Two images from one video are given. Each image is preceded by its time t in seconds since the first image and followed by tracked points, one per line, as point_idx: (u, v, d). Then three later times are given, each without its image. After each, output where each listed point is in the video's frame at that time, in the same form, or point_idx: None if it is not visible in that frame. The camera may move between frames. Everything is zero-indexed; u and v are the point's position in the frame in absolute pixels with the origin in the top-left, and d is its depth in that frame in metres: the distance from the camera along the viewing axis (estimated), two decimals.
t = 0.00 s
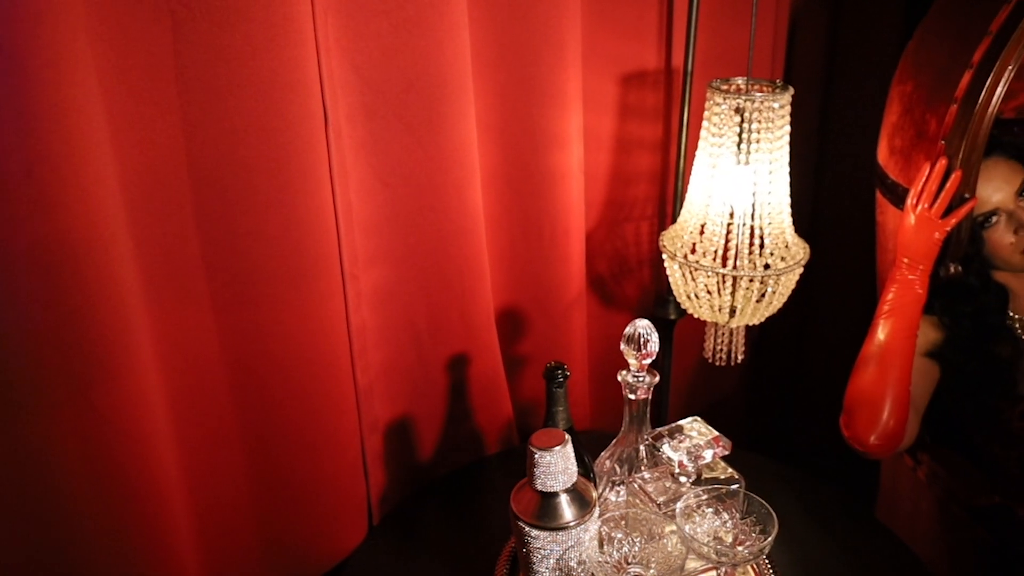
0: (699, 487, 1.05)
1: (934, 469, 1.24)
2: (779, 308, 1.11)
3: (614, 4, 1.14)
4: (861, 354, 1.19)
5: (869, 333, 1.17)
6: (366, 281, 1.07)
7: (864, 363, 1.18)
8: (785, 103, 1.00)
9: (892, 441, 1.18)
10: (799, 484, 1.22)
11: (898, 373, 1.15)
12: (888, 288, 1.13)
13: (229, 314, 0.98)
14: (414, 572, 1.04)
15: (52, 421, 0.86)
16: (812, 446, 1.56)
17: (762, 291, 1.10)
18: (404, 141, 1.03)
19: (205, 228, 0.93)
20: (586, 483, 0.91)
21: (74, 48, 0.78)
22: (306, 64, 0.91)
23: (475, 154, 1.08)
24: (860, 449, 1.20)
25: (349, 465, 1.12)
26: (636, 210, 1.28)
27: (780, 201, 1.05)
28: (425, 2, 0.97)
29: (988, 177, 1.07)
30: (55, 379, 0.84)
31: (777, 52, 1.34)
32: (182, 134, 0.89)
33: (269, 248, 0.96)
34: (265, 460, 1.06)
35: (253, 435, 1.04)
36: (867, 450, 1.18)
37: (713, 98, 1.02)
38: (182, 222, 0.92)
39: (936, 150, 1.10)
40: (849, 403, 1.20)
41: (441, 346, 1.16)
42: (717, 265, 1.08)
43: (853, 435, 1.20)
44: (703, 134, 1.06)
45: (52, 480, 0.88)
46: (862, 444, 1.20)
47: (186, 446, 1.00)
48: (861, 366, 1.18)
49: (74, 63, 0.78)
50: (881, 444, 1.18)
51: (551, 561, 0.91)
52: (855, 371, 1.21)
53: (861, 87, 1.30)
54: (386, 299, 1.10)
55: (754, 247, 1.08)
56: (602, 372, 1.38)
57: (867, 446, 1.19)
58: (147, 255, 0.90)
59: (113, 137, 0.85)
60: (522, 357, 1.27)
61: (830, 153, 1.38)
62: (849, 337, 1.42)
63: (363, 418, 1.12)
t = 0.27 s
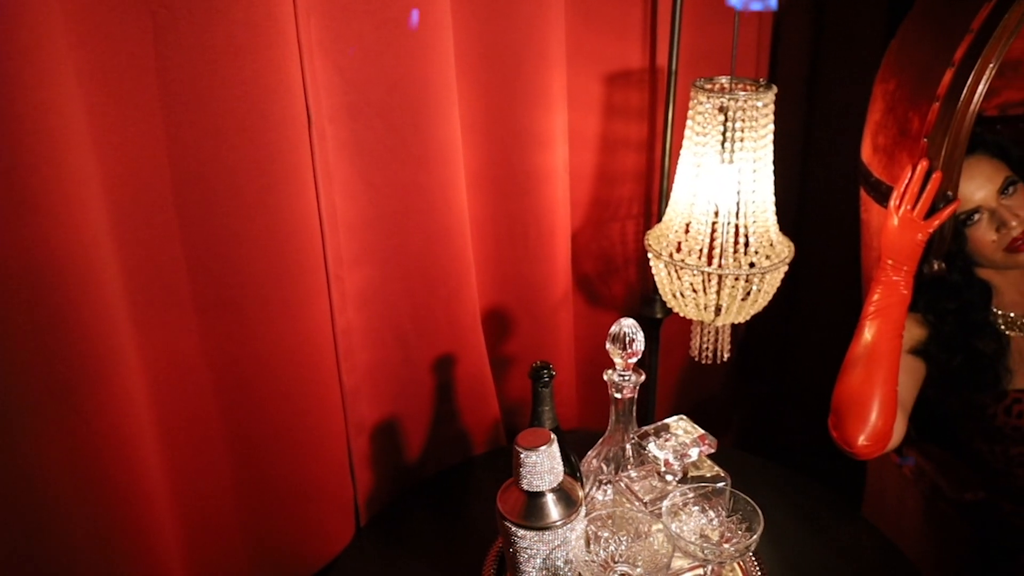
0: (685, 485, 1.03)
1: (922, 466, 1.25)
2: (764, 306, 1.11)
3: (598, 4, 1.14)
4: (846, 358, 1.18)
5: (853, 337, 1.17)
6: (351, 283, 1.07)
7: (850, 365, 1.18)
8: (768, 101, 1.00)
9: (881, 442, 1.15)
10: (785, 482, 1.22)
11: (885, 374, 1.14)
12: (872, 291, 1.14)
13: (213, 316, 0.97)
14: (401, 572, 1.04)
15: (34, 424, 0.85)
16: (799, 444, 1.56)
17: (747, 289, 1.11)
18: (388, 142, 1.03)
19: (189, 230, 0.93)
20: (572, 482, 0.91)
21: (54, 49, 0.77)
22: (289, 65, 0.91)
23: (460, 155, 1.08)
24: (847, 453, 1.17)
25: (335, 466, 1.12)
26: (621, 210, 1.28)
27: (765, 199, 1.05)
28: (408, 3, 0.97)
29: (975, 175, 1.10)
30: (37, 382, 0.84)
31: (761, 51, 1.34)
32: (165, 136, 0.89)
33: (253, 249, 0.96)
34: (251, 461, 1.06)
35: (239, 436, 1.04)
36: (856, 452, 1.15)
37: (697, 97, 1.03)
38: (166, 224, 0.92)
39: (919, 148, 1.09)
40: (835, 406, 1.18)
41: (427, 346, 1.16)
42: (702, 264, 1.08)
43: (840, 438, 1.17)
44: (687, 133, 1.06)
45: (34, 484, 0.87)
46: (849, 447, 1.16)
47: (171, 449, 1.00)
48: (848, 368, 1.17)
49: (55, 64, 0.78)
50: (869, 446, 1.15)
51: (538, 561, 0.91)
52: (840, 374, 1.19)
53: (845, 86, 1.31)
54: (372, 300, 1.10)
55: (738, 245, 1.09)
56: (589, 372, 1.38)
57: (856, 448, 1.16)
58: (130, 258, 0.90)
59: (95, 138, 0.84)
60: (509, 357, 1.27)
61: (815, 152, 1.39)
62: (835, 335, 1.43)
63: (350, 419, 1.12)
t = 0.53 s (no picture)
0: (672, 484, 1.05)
1: (909, 462, 1.26)
2: (750, 304, 1.11)
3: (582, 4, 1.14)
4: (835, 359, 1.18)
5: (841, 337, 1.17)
6: (337, 285, 1.06)
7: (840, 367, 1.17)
8: (752, 100, 1.00)
9: (871, 443, 1.16)
10: (773, 483, 1.22)
11: (873, 375, 1.14)
12: (860, 292, 1.14)
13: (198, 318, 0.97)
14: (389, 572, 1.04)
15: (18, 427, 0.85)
16: (787, 440, 1.57)
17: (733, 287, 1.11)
18: (373, 143, 1.03)
19: (173, 232, 0.92)
20: (559, 481, 0.91)
21: (35, 50, 0.77)
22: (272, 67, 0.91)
23: (445, 155, 1.08)
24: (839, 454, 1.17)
25: (321, 467, 1.12)
26: (607, 209, 1.29)
27: (750, 198, 1.06)
28: (392, 4, 0.97)
29: (960, 174, 1.12)
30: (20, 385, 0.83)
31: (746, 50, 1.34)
32: (148, 137, 0.88)
33: (237, 251, 0.95)
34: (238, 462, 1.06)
35: (225, 438, 1.04)
36: (847, 453, 1.15)
37: (682, 96, 1.03)
38: (150, 226, 0.91)
39: (904, 147, 1.09)
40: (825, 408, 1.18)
41: (413, 346, 1.16)
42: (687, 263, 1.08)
43: (831, 439, 1.17)
44: (672, 132, 1.06)
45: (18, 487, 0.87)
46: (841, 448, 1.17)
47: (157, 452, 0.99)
48: (837, 369, 1.17)
49: (36, 66, 0.77)
50: (860, 447, 1.15)
51: (526, 561, 0.91)
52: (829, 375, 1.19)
53: (831, 85, 1.31)
54: (359, 301, 1.10)
55: (724, 245, 1.09)
56: (576, 371, 1.38)
57: (847, 449, 1.16)
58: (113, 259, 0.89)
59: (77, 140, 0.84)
60: (497, 357, 1.27)
61: (801, 151, 1.39)
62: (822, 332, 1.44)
63: (337, 421, 1.12)
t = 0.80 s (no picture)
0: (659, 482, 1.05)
1: (896, 459, 1.27)
2: (737, 303, 1.12)
3: (567, 3, 1.14)
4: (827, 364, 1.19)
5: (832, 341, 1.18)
6: (323, 287, 1.06)
7: (831, 372, 1.18)
8: (736, 99, 1.00)
9: (867, 446, 1.17)
10: (763, 483, 1.22)
11: (866, 378, 1.15)
12: (848, 297, 1.15)
13: (183, 320, 0.96)
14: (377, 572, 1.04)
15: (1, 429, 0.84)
16: (775, 438, 1.58)
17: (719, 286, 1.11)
18: (358, 143, 1.02)
19: (156, 233, 0.92)
20: (546, 481, 0.91)
21: (16, 50, 0.77)
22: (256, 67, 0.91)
23: (430, 156, 1.08)
24: (836, 458, 1.18)
25: (308, 468, 1.12)
26: (594, 209, 1.29)
27: (735, 197, 1.06)
28: (376, 4, 0.97)
29: (944, 173, 1.13)
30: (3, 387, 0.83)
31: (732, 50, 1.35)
32: (130, 138, 0.88)
33: (222, 252, 0.95)
34: (225, 464, 1.05)
35: (211, 439, 1.04)
36: (844, 457, 1.17)
37: (666, 95, 1.03)
38: (133, 227, 0.91)
39: (887, 145, 1.08)
40: (819, 413, 1.19)
41: (400, 347, 1.16)
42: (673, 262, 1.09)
43: (827, 444, 1.18)
44: (657, 131, 1.06)
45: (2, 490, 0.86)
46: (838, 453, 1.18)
47: (141, 453, 0.99)
48: (829, 375, 1.18)
49: (17, 66, 0.77)
50: (857, 450, 1.16)
51: (514, 560, 0.90)
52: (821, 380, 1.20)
53: (816, 84, 1.32)
54: (345, 303, 1.09)
55: (710, 244, 1.09)
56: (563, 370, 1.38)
57: (843, 454, 1.17)
58: (96, 260, 0.89)
59: (59, 141, 0.83)
60: (484, 357, 1.27)
61: (787, 149, 1.40)
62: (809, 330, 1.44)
63: (324, 422, 1.12)
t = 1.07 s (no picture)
0: (647, 480, 1.06)
1: (883, 456, 1.26)
2: (723, 302, 1.12)
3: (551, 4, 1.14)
4: (820, 370, 1.20)
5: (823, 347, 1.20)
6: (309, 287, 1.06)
7: (824, 378, 1.20)
8: (722, 99, 1.01)
9: (862, 449, 1.18)
10: (751, 483, 1.22)
11: (858, 381, 1.17)
12: (837, 302, 1.17)
13: (168, 321, 0.96)
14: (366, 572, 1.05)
15: None
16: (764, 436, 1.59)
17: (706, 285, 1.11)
18: (344, 144, 1.02)
19: (141, 234, 0.92)
20: (534, 481, 0.91)
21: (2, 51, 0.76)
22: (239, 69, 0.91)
23: (415, 157, 1.08)
24: (833, 463, 1.19)
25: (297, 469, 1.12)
26: (581, 209, 1.29)
27: (721, 196, 1.06)
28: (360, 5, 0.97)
29: (929, 171, 1.13)
30: None
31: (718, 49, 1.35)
32: (114, 139, 0.87)
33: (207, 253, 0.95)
34: (212, 466, 1.05)
35: (199, 441, 1.03)
36: (841, 462, 1.17)
37: (652, 95, 1.03)
38: (119, 229, 0.90)
39: (871, 143, 1.08)
40: (814, 420, 1.21)
41: (388, 348, 1.16)
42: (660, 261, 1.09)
43: (824, 450, 1.19)
44: (643, 131, 1.06)
45: None
46: (834, 457, 1.19)
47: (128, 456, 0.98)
48: (821, 380, 1.19)
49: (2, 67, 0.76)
50: (853, 454, 1.17)
51: (502, 560, 0.91)
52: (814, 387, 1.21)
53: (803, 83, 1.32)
54: (333, 304, 1.09)
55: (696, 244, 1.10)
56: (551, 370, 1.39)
57: (840, 458, 1.18)
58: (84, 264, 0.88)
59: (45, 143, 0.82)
60: (473, 357, 1.27)
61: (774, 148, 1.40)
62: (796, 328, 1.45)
63: (309, 423, 1.11)
